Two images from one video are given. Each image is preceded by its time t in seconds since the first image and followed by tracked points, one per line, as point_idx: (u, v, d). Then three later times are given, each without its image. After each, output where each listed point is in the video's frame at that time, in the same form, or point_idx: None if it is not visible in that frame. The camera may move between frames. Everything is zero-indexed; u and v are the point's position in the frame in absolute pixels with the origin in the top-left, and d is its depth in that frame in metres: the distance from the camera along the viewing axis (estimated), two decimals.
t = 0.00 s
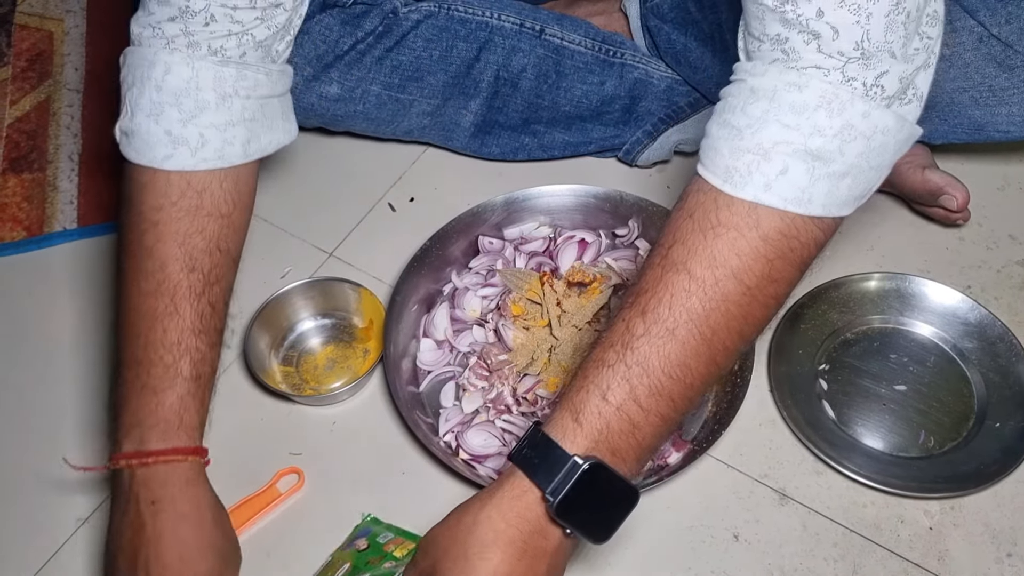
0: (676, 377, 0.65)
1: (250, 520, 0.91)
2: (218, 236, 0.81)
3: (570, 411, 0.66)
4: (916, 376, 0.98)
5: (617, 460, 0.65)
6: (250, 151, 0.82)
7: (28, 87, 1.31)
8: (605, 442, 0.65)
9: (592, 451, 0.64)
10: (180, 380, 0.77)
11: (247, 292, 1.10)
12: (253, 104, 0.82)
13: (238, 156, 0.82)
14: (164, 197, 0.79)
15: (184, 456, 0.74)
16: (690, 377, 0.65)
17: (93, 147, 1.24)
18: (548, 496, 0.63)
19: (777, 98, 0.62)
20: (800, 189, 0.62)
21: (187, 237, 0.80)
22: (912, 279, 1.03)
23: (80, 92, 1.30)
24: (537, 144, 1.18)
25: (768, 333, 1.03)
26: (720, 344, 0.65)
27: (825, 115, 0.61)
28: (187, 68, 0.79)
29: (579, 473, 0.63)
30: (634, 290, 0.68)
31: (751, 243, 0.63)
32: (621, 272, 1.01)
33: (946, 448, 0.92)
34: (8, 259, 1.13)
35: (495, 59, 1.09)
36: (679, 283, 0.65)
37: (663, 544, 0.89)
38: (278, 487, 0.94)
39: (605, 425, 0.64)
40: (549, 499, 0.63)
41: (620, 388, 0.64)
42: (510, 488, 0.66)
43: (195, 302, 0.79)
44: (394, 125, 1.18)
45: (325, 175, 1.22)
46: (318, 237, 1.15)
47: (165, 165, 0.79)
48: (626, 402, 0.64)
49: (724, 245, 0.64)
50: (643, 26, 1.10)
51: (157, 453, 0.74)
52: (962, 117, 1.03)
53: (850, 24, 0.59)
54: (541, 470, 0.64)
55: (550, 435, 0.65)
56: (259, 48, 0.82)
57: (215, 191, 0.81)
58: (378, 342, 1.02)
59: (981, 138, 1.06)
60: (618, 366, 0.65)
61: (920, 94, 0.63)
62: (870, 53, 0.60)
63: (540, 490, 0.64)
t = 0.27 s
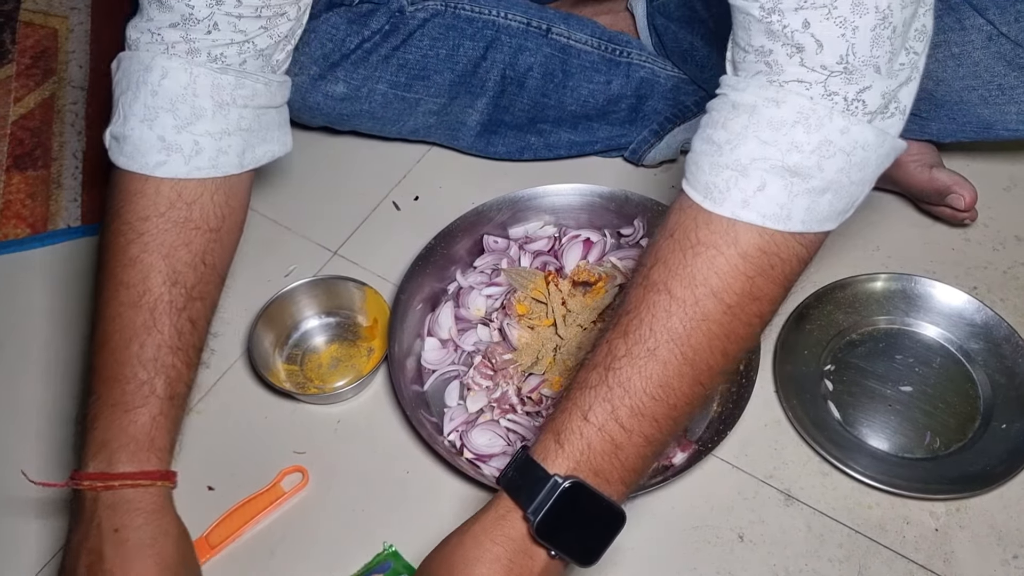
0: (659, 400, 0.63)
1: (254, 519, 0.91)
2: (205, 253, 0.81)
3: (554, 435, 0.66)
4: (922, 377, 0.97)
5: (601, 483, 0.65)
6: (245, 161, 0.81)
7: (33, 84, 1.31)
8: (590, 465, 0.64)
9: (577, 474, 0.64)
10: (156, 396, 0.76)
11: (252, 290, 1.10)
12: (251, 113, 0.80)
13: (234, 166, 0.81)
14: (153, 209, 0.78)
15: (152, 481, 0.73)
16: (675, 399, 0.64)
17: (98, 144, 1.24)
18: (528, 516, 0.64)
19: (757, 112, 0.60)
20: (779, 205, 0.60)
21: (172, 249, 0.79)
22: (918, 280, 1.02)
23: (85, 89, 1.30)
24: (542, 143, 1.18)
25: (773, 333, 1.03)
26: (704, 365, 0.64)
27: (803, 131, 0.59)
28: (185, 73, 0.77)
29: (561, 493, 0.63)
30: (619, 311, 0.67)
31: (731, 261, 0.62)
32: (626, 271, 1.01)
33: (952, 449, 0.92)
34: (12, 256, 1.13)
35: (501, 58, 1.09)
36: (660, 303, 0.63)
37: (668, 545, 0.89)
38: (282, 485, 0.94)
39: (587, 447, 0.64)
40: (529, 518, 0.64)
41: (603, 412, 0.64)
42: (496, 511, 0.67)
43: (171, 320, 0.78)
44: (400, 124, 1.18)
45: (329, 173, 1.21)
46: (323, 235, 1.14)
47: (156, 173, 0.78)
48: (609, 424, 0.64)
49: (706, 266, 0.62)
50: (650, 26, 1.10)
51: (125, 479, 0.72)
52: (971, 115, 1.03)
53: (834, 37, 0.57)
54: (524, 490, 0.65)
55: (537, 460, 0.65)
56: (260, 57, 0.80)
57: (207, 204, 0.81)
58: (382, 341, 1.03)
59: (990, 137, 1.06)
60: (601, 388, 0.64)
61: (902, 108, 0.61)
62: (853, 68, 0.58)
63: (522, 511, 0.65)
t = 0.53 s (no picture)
0: (633, 399, 0.63)
1: (255, 518, 0.91)
2: (140, 196, 0.84)
3: (530, 440, 0.64)
4: (924, 378, 0.97)
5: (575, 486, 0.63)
6: (193, 121, 0.84)
7: (35, 81, 1.31)
8: (564, 467, 0.63)
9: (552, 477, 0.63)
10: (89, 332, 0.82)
11: (254, 288, 1.10)
12: (203, 74, 0.84)
13: (180, 123, 0.84)
14: (90, 151, 0.82)
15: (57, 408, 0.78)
16: (649, 398, 0.63)
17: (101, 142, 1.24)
18: (506, 519, 0.62)
19: (729, 106, 0.60)
20: (751, 200, 0.60)
21: (102, 192, 0.82)
22: (920, 280, 1.02)
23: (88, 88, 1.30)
24: (545, 143, 1.18)
25: (775, 334, 1.03)
26: (677, 364, 0.63)
27: (774, 125, 0.59)
28: (139, 26, 0.81)
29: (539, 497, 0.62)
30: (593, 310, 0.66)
31: (704, 258, 0.62)
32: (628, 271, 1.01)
33: (953, 450, 0.92)
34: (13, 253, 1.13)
35: (503, 57, 1.09)
36: (634, 300, 0.63)
37: (669, 545, 0.89)
38: (284, 484, 0.94)
39: (561, 451, 0.63)
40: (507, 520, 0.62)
41: (578, 413, 0.63)
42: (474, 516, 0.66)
43: (104, 258, 0.82)
44: (401, 124, 1.18)
45: (332, 172, 1.21)
46: (325, 234, 1.14)
47: (99, 119, 0.82)
48: (583, 426, 0.62)
49: (681, 262, 0.62)
50: (651, 25, 1.13)
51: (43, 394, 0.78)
52: (973, 116, 1.03)
53: (811, 32, 0.57)
54: (501, 492, 0.63)
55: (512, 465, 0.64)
56: (221, 24, 0.84)
57: (145, 152, 0.84)
58: (384, 340, 1.03)
59: (992, 139, 1.05)
60: (575, 387, 0.63)
61: (879, 105, 0.61)
62: (827, 62, 0.58)
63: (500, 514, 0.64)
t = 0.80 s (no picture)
0: (738, 220, 0.56)
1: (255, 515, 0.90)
2: (168, 41, 0.82)
3: (618, 218, 0.57)
4: (924, 377, 0.97)
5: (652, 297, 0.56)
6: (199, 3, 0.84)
7: (36, 79, 1.31)
8: (645, 259, 0.55)
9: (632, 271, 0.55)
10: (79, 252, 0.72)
11: (254, 285, 1.10)
12: None
13: None
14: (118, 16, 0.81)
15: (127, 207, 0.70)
16: (756, 236, 0.57)
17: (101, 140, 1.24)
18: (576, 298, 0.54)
19: None
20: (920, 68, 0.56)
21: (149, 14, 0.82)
22: (921, 280, 1.02)
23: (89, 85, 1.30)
24: (545, 141, 1.18)
25: (775, 332, 1.03)
26: (797, 191, 0.57)
27: None
28: None
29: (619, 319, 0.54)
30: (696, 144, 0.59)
31: (857, 112, 0.56)
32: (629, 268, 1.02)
33: (953, 450, 0.92)
34: (14, 251, 1.13)
35: (504, 54, 1.10)
36: (769, 129, 0.56)
37: (669, 543, 0.89)
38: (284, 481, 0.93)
39: (652, 256, 0.55)
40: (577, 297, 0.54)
41: (679, 217, 0.55)
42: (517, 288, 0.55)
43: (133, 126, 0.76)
44: (402, 122, 1.18)
45: (332, 170, 1.21)
46: (326, 232, 1.14)
47: None
48: (682, 237, 0.55)
49: (828, 105, 0.56)
50: (653, 24, 1.11)
51: (97, 246, 0.68)
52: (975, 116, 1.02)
53: None
54: (570, 269, 0.55)
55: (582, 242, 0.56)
56: None
57: (163, 14, 0.82)
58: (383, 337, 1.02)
59: (994, 139, 1.05)
60: (685, 191, 0.56)
61: None
62: None
63: (568, 293, 0.54)
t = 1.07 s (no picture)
0: (900, 60, 0.75)
1: (256, 511, 0.91)
2: None
3: (800, 53, 0.75)
4: (924, 376, 0.97)
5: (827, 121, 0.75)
6: None
7: (35, 74, 1.30)
8: (824, 91, 0.75)
9: (810, 101, 0.74)
10: (257, 87, 0.92)
11: (254, 282, 1.10)
12: None
13: None
14: None
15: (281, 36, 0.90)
16: (903, 70, 0.76)
17: (101, 136, 1.24)
18: (773, 142, 0.74)
19: None
20: None
21: None
22: (922, 277, 1.02)
23: (88, 81, 1.30)
24: (545, 131, 1.18)
25: (776, 330, 1.02)
26: (920, 51, 0.76)
27: None
28: None
29: (811, 136, 0.74)
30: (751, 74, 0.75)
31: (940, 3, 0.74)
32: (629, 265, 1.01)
33: (954, 448, 0.92)
34: (14, 249, 1.14)
35: (505, 41, 1.08)
36: None
37: (669, 540, 0.89)
38: (283, 478, 0.94)
39: (833, 85, 0.75)
40: (773, 144, 0.73)
41: (854, 46, 0.74)
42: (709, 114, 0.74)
43: (274, 4, 0.94)
44: (400, 108, 1.18)
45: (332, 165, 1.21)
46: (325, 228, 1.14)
47: None
48: (858, 67, 0.74)
49: None
50: (655, 17, 1.12)
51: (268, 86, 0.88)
52: (979, 105, 1.03)
53: None
54: (776, 125, 0.73)
55: (774, 70, 0.74)
56: None
57: None
58: (383, 335, 1.02)
59: (997, 131, 1.06)
60: (842, 42, 0.74)
61: None
62: None
63: (767, 138, 0.74)
